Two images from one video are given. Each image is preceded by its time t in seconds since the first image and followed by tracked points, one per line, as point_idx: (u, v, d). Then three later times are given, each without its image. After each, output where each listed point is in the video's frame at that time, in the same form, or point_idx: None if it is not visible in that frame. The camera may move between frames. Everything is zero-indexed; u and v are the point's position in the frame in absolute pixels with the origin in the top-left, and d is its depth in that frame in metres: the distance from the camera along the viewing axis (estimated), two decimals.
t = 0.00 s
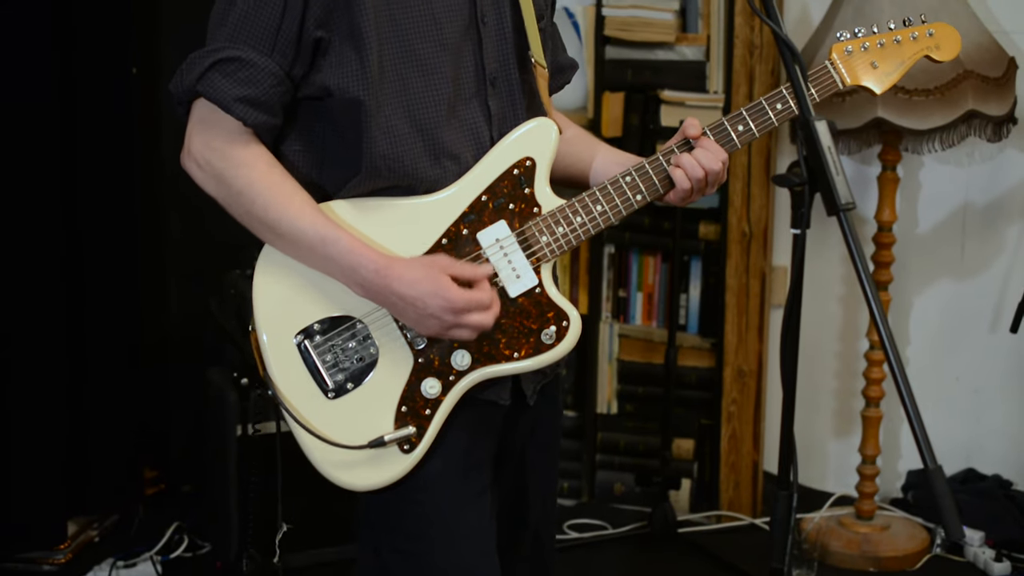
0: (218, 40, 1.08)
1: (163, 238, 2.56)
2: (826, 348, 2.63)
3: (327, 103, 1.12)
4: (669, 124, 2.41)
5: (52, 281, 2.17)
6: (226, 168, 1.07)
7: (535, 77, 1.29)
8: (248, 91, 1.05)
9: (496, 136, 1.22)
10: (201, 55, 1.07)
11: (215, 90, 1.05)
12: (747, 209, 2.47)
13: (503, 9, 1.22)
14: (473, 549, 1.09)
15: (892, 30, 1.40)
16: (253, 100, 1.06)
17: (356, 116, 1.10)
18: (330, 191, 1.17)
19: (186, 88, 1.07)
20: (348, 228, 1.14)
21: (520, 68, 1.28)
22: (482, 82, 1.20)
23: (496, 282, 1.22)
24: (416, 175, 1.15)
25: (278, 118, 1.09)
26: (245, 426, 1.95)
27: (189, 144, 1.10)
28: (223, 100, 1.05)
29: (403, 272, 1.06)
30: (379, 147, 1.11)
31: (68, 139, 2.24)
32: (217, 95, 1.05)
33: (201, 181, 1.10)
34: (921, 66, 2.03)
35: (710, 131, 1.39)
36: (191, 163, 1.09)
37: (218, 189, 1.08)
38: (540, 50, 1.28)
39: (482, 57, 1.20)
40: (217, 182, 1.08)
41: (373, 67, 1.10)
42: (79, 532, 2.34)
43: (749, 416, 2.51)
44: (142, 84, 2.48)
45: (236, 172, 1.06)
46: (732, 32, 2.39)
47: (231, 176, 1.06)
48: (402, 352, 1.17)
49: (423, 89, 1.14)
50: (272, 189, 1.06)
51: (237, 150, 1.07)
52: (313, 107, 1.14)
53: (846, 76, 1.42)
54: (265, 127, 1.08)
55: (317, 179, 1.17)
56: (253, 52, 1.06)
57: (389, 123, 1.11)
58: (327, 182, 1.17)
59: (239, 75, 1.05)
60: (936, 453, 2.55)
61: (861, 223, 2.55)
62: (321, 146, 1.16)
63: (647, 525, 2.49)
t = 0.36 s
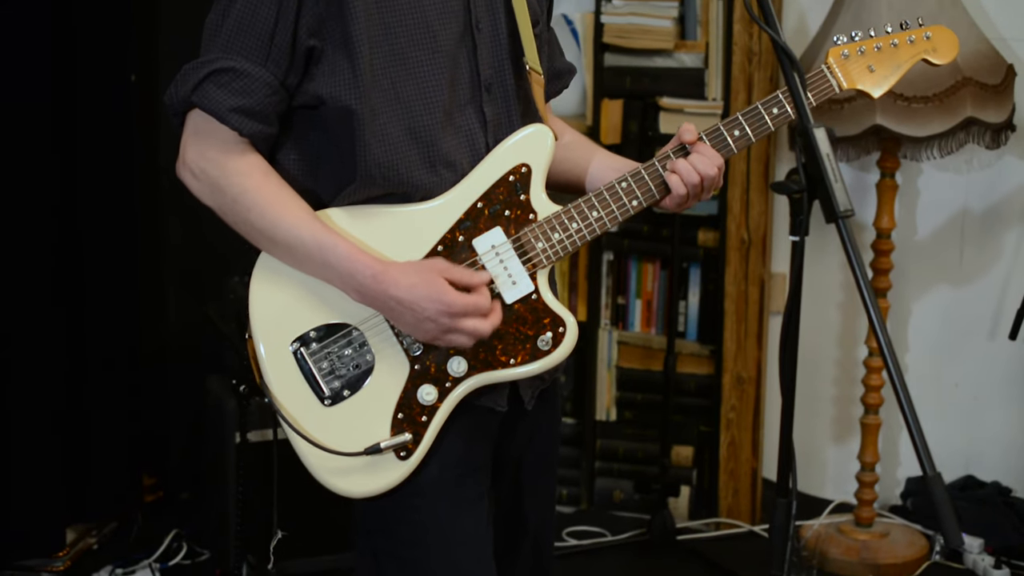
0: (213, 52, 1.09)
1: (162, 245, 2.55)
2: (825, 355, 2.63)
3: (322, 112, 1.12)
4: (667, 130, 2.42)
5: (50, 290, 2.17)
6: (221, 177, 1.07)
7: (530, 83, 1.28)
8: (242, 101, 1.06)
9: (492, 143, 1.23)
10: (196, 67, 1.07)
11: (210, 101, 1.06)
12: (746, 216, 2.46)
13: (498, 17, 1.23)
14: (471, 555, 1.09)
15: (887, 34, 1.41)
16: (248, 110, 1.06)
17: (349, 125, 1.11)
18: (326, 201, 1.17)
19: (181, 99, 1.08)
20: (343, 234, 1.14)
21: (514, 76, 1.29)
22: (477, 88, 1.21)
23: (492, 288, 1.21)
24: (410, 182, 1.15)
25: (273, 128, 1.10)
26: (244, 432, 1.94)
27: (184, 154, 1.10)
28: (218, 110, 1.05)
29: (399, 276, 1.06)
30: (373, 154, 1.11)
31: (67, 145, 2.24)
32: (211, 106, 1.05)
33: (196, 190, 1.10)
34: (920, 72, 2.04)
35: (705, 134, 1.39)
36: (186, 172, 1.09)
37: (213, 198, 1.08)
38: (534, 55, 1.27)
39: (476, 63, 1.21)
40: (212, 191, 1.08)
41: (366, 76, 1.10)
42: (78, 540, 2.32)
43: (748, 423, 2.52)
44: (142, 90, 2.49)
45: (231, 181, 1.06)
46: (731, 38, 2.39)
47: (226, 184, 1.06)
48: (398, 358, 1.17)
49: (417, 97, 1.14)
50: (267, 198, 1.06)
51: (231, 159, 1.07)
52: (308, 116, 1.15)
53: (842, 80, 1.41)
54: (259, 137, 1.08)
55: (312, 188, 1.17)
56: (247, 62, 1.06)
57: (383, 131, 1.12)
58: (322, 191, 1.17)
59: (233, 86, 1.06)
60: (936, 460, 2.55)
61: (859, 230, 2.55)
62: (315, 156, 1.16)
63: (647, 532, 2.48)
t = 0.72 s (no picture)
0: (209, 55, 1.08)
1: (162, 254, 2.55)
2: (823, 364, 2.62)
3: (318, 117, 1.13)
4: (665, 139, 2.42)
5: (49, 295, 2.17)
6: (217, 180, 1.06)
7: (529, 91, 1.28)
8: (239, 105, 1.05)
9: (487, 151, 1.22)
10: (193, 70, 1.07)
11: (206, 104, 1.05)
12: (744, 225, 2.46)
13: (496, 24, 1.23)
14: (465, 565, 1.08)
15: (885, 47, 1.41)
16: (244, 114, 1.06)
17: (346, 129, 1.11)
18: (323, 205, 1.18)
19: (177, 102, 1.07)
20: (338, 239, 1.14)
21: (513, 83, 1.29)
22: (475, 97, 1.21)
23: (488, 295, 1.21)
24: (407, 189, 1.15)
25: (269, 132, 1.09)
26: (241, 441, 1.93)
27: (181, 158, 1.09)
28: (214, 114, 1.05)
29: (396, 283, 1.07)
30: (370, 159, 1.11)
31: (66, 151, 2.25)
32: (208, 109, 1.05)
33: (192, 194, 1.09)
34: (917, 83, 2.04)
35: (701, 145, 1.39)
36: (182, 176, 1.09)
37: (209, 203, 1.08)
38: (533, 63, 1.27)
39: (475, 71, 1.21)
40: (208, 195, 1.07)
41: (363, 82, 1.10)
42: (75, 550, 2.30)
43: (745, 432, 2.51)
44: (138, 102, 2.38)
45: (227, 184, 1.06)
46: (729, 47, 2.39)
47: (222, 188, 1.06)
48: (393, 363, 1.16)
49: (414, 104, 1.14)
50: (263, 202, 1.06)
51: (227, 163, 1.07)
52: (305, 121, 1.15)
53: (841, 92, 1.42)
54: (256, 141, 1.08)
55: (309, 193, 1.18)
56: (244, 66, 1.06)
57: (380, 137, 1.11)
58: (318, 196, 1.18)
59: (230, 90, 1.05)
60: (934, 469, 2.54)
61: (857, 239, 2.55)
62: (312, 161, 1.17)
63: (644, 541, 2.48)
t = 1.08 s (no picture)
0: (207, 64, 1.09)
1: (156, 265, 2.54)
2: (818, 375, 2.62)
3: (316, 126, 1.14)
4: (661, 151, 2.42)
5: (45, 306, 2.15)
6: (214, 189, 1.07)
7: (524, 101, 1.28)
8: (237, 115, 1.06)
9: (485, 160, 1.22)
10: (191, 79, 1.08)
11: (204, 114, 1.06)
12: (739, 236, 2.46)
13: (495, 33, 1.24)
14: None
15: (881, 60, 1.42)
16: (243, 123, 1.07)
17: (343, 139, 1.12)
18: (320, 214, 1.18)
19: (176, 111, 1.08)
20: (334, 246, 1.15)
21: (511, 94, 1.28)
22: (474, 106, 1.21)
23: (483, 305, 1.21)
24: (405, 198, 1.16)
25: (267, 141, 1.10)
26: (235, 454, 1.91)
27: (178, 167, 1.10)
28: (212, 123, 1.06)
29: (393, 292, 1.07)
30: (367, 171, 1.12)
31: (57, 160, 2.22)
32: (206, 118, 1.06)
33: (189, 204, 1.10)
34: (913, 94, 2.04)
35: (698, 157, 1.39)
36: (180, 185, 1.10)
37: (207, 211, 1.09)
38: (529, 74, 1.27)
39: (473, 80, 1.21)
40: (206, 205, 1.08)
41: (361, 91, 1.12)
42: (70, 562, 2.30)
43: (742, 442, 2.51)
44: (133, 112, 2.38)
45: (224, 194, 1.07)
46: (724, 59, 2.39)
47: (219, 198, 1.07)
48: (387, 373, 1.16)
49: (412, 113, 1.15)
50: (259, 210, 1.07)
51: (224, 171, 1.07)
52: (302, 130, 1.16)
53: (836, 106, 1.43)
54: (253, 150, 1.09)
55: (306, 202, 1.18)
56: (242, 75, 1.07)
57: (377, 146, 1.13)
58: (316, 204, 1.18)
59: (228, 99, 1.07)
60: (930, 480, 2.54)
61: (852, 250, 2.55)
62: (309, 169, 1.17)
63: (640, 552, 2.47)
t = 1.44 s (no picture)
0: (203, 76, 1.11)
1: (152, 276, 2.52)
2: (814, 386, 2.61)
3: (313, 138, 1.16)
4: (655, 163, 2.43)
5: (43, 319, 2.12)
6: (210, 201, 1.10)
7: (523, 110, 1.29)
8: (233, 127, 1.09)
9: (483, 169, 1.24)
10: (187, 92, 1.10)
11: (200, 126, 1.08)
12: (734, 247, 2.46)
13: (493, 44, 1.26)
14: None
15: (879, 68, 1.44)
16: (239, 136, 1.09)
17: (341, 151, 1.15)
18: (315, 227, 1.20)
19: (172, 124, 1.10)
20: (332, 259, 1.17)
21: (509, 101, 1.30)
22: (471, 116, 1.23)
23: (480, 316, 1.23)
24: (402, 210, 1.18)
25: (263, 153, 1.12)
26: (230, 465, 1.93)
27: (175, 178, 1.13)
28: (208, 135, 1.08)
29: (387, 305, 1.10)
30: (364, 184, 1.15)
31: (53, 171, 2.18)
32: (202, 131, 1.08)
33: (187, 214, 1.13)
34: (909, 105, 2.04)
35: (695, 165, 1.39)
36: (177, 197, 1.13)
37: (203, 223, 1.12)
38: (529, 83, 1.28)
39: (471, 90, 1.23)
40: (202, 216, 1.11)
41: (358, 103, 1.14)
42: None
43: (737, 453, 2.50)
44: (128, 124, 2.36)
45: (220, 206, 1.10)
46: (719, 71, 2.38)
47: (215, 209, 1.10)
48: (385, 384, 1.18)
49: (409, 124, 1.18)
50: (256, 224, 1.10)
51: (220, 183, 1.10)
52: (299, 142, 1.18)
53: (836, 113, 1.44)
54: (250, 161, 1.11)
55: (302, 215, 1.20)
56: (238, 88, 1.09)
57: (375, 158, 1.16)
58: (311, 218, 1.20)
59: (224, 112, 1.09)
60: (925, 491, 2.53)
61: (847, 261, 2.55)
62: (307, 182, 1.19)
63: (635, 563, 2.47)
